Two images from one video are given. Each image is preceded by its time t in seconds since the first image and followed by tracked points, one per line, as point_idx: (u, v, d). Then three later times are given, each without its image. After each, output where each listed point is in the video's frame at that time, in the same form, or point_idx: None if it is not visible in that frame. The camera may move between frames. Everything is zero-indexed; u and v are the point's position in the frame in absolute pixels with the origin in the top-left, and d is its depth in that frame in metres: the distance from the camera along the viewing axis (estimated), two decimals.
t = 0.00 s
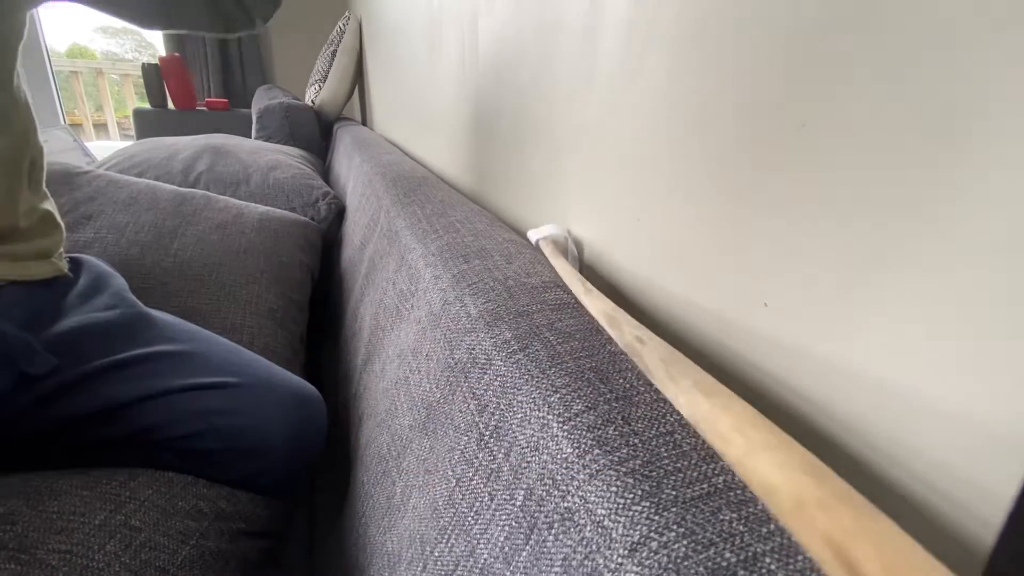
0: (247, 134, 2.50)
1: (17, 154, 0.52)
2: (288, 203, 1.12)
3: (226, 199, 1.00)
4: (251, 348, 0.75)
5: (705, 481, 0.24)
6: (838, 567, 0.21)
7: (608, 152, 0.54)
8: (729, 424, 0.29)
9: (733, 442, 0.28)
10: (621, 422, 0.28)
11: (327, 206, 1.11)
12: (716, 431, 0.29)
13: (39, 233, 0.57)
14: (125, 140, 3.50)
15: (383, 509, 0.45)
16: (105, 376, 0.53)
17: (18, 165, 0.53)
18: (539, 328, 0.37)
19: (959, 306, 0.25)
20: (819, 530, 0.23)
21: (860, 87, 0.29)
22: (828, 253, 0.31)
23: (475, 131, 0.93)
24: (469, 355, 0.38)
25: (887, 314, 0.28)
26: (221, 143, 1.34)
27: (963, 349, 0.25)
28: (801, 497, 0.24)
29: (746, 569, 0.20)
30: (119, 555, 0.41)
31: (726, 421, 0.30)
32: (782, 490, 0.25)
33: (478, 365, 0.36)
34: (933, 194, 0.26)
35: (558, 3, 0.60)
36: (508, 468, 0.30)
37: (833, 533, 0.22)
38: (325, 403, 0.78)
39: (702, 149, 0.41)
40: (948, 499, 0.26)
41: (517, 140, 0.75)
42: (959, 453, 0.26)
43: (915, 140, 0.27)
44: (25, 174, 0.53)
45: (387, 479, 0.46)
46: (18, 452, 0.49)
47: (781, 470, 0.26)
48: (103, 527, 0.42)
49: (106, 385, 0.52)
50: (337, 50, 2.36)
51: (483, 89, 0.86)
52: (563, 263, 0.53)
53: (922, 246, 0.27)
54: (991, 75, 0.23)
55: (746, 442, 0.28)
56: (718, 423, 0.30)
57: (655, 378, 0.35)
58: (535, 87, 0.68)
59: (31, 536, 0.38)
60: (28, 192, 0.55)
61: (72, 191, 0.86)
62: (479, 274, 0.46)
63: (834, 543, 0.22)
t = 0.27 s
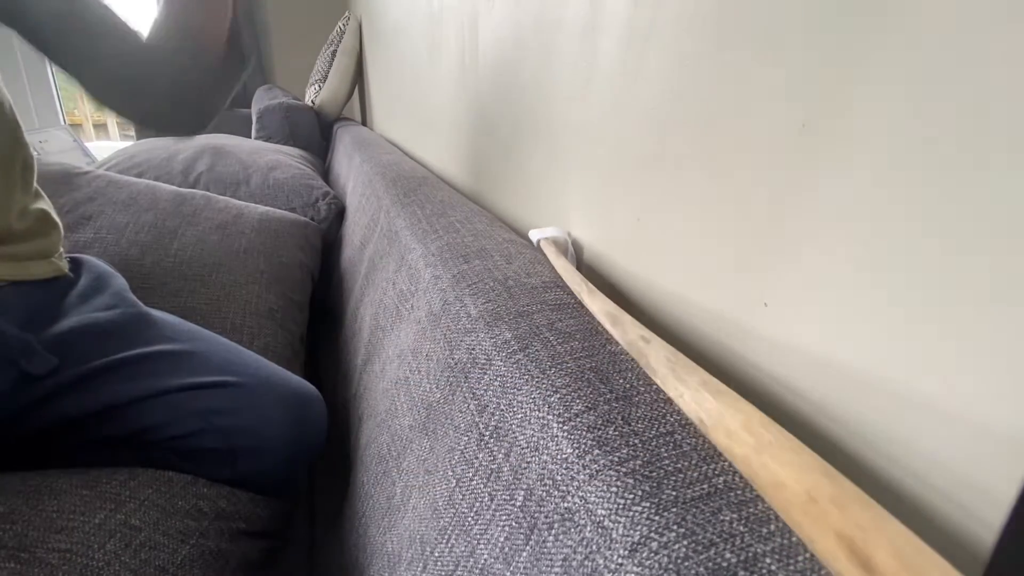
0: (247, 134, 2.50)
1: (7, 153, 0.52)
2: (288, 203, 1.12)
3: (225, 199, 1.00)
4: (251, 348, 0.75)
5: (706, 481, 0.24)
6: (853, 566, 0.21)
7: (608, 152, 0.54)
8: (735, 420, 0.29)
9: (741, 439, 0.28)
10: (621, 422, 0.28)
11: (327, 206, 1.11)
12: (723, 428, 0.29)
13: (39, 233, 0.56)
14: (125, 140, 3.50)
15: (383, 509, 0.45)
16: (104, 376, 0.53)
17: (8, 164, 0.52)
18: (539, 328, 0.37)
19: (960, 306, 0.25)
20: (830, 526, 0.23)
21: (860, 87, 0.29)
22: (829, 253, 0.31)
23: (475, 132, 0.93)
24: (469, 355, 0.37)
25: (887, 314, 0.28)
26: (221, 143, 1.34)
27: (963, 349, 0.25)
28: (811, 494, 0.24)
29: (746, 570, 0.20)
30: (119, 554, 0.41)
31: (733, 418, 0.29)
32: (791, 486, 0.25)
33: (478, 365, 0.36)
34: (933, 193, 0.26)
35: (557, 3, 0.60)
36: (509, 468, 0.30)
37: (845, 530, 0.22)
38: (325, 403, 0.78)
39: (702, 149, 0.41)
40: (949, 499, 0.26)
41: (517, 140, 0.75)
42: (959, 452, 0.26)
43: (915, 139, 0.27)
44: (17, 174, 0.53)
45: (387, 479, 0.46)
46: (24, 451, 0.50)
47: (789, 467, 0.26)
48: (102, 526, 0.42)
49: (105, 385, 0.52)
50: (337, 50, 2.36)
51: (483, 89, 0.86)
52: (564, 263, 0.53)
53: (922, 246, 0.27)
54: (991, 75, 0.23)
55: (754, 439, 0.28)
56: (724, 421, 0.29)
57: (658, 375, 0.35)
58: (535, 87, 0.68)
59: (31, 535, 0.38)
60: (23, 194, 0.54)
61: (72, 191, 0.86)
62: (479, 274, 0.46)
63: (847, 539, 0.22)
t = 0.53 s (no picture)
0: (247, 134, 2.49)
1: None
2: (288, 203, 1.12)
3: (225, 198, 1.00)
4: (251, 348, 0.75)
5: (706, 481, 0.24)
6: (853, 566, 0.21)
7: (608, 152, 0.54)
8: (735, 420, 0.29)
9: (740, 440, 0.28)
10: (621, 422, 0.28)
11: (327, 206, 1.11)
12: (723, 429, 0.29)
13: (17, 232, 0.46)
14: (125, 140, 3.50)
15: (383, 509, 0.45)
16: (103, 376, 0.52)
17: None
18: (539, 328, 0.37)
19: (960, 306, 0.25)
20: (829, 527, 0.23)
21: (860, 87, 0.29)
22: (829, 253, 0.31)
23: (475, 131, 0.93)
24: (469, 355, 0.37)
25: (888, 314, 0.28)
26: (221, 143, 1.34)
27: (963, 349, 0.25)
28: (811, 495, 0.24)
29: (746, 570, 0.20)
30: (116, 553, 0.41)
31: (733, 418, 0.29)
32: (791, 486, 0.25)
33: (478, 365, 0.36)
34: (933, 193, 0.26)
35: (558, 3, 0.60)
36: (508, 468, 0.30)
37: (845, 530, 0.22)
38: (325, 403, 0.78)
39: (703, 149, 0.41)
40: (948, 499, 0.26)
41: (518, 140, 0.75)
42: (959, 452, 0.26)
43: (915, 140, 0.27)
44: None
45: (387, 479, 0.46)
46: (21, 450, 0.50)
47: (789, 468, 0.26)
48: (99, 525, 0.42)
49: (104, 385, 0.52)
50: (337, 49, 2.36)
51: (483, 89, 0.86)
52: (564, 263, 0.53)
53: (922, 246, 0.27)
54: (992, 75, 0.23)
55: (753, 440, 0.28)
56: (723, 421, 0.29)
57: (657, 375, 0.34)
58: (535, 87, 0.68)
59: (27, 534, 0.38)
60: None
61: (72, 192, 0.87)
62: (479, 274, 0.46)
63: (847, 539, 0.22)
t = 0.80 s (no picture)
0: (247, 134, 2.50)
1: None
2: (288, 203, 1.12)
3: (224, 198, 1.00)
4: (251, 348, 0.75)
5: (706, 481, 0.24)
6: (853, 566, 0.21)
7: (609, 153, 0.54)
8: (735, 420, 0.29)
9: (740, 439, 0.28)
10: (621, 422, 0.28)
11: (326, 206, 1.11)
12: (722, 428, 0.29)
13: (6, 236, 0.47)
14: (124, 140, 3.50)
15: (383, 509, 0.45)
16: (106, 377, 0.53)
17: None
18: (540, 328, 0.37)
19: (961, 305, 0.25)
20: (830, 527, 0.23)
21: (860, 86, 0.29)
22: (829, 253, 0.31)
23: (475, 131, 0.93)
24: (469, 355, 0.37)
25: (888, 314, 0.28)
26: (221, 143, 1.34)
27: (963, 348, 0.25)
28: (811, 494, 0.24)
29: (746, 570, 0.20)
30: (116, 554, 0.41)
31: (733, 418, 0.29)
32: (791, 486, 0.25)
33: (478, 365, 0.36)
34: (934, 193, 0.26)
35: (558, 3, 0.60)
36: (508, 468, 0.30)
37: (846, 530, 0.22)
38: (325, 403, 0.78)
39: (703, 149, 0.41)
40: (949, 500, 0.26)
41: (518, 140, 0.75)
42: (960, 453, 0.26)
43: (915, 140, 0.27)
44: None
45: (386, 479, 0.46)
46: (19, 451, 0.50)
47: (789, 467, 0.26)
48: (99, 525, 0.42)
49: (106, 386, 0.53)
50: (337, 49, 2.36)
51: (483, 89, 0.86)
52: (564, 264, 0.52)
53: (922, 247, 0.27)
54: (993, 75, 0.23)
55: (753, 439, 0.28)
56: (723, 420, 0.29)
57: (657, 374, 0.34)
58: (535, 87, 0.68)
59: (26, 535, 0.39)
60: None
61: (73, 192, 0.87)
62: (479, 274, 0.46)
63: (847, 538, 0.22)
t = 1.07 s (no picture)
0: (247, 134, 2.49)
1: None
2: (288, 203, 1.12)
3: (226, 199, 1.00)
4: (251, 348, 0.75)
5: (706, 481, 0.24)
6: (853, 566, 0.21)
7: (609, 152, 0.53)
8: (735, 420, 0.29)
9: (740, 440, 0.28)
10: (621, 422, 0.28)
11: (327, 206, 1.11)
12: (722, 428, 0.29)
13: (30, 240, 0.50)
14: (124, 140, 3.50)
15: (383, 509, 0.45)
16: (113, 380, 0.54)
17: None
18: (540, 328, 0.37)
19: (961, 305, 0.25)
20: (830, 527, 0.22)
21: (860, 86, 0.29)
22: (829, 253, 0.31)
23: (475, 130, 0.93)
24: (469, 355, 0.37)
25: (888, 315, 0.28)
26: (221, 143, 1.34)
27: (963, 349, 0.25)
28: (811, 494, 0.24)
29: (746, 570, 0.20)
30: (123, 557, 0.41)
31: (733, 418, 0.29)
32: (791, 486, 0.25)
33: (478, 365, 0.36)
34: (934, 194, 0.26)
35: (558, 3, 0.60)
36: (508, 468, 0.30)
37: (846, 530, 0.22)
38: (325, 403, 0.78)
39: (703, 149, 0.41)
40: (949, 500, 0.26)
41: (518, 139, 0.75)
42: (960, 453, 0.26)
43: (915, 140, 0.27)
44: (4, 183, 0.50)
45: (387, 479, 0.46)
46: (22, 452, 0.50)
47: (789, 468, 0.26)
48: (106, 528, 0.42)
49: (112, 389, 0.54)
50: (337, 49, 2.36)
51: (483, 89, 0.86)
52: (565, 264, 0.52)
53: (922, 247, 0.27)
54: (993, 75, 0.23)
55: (753, 440, 0.28)
56: (723, 421, 0.29)
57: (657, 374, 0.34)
58: (535, 86, 0.68)
59: (33, 538, 0.39)
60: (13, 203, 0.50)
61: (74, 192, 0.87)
62: (479, 274, 0.46)
63: (847, 539, 0.22)
